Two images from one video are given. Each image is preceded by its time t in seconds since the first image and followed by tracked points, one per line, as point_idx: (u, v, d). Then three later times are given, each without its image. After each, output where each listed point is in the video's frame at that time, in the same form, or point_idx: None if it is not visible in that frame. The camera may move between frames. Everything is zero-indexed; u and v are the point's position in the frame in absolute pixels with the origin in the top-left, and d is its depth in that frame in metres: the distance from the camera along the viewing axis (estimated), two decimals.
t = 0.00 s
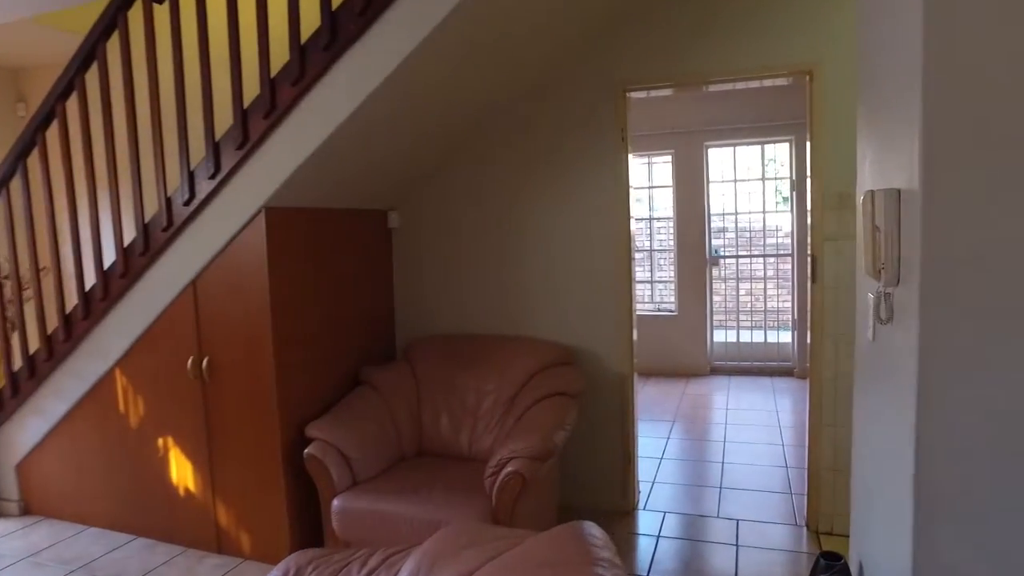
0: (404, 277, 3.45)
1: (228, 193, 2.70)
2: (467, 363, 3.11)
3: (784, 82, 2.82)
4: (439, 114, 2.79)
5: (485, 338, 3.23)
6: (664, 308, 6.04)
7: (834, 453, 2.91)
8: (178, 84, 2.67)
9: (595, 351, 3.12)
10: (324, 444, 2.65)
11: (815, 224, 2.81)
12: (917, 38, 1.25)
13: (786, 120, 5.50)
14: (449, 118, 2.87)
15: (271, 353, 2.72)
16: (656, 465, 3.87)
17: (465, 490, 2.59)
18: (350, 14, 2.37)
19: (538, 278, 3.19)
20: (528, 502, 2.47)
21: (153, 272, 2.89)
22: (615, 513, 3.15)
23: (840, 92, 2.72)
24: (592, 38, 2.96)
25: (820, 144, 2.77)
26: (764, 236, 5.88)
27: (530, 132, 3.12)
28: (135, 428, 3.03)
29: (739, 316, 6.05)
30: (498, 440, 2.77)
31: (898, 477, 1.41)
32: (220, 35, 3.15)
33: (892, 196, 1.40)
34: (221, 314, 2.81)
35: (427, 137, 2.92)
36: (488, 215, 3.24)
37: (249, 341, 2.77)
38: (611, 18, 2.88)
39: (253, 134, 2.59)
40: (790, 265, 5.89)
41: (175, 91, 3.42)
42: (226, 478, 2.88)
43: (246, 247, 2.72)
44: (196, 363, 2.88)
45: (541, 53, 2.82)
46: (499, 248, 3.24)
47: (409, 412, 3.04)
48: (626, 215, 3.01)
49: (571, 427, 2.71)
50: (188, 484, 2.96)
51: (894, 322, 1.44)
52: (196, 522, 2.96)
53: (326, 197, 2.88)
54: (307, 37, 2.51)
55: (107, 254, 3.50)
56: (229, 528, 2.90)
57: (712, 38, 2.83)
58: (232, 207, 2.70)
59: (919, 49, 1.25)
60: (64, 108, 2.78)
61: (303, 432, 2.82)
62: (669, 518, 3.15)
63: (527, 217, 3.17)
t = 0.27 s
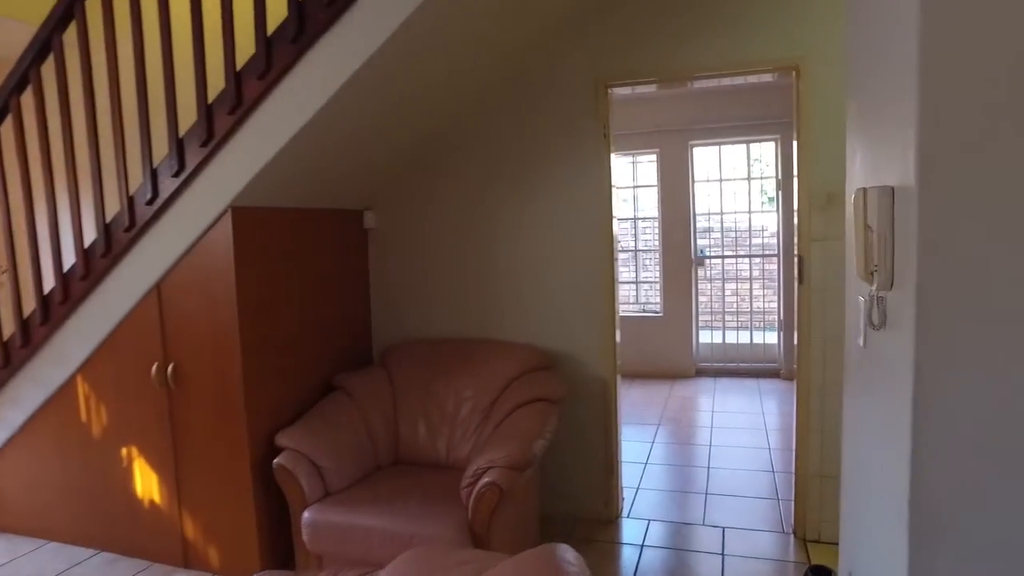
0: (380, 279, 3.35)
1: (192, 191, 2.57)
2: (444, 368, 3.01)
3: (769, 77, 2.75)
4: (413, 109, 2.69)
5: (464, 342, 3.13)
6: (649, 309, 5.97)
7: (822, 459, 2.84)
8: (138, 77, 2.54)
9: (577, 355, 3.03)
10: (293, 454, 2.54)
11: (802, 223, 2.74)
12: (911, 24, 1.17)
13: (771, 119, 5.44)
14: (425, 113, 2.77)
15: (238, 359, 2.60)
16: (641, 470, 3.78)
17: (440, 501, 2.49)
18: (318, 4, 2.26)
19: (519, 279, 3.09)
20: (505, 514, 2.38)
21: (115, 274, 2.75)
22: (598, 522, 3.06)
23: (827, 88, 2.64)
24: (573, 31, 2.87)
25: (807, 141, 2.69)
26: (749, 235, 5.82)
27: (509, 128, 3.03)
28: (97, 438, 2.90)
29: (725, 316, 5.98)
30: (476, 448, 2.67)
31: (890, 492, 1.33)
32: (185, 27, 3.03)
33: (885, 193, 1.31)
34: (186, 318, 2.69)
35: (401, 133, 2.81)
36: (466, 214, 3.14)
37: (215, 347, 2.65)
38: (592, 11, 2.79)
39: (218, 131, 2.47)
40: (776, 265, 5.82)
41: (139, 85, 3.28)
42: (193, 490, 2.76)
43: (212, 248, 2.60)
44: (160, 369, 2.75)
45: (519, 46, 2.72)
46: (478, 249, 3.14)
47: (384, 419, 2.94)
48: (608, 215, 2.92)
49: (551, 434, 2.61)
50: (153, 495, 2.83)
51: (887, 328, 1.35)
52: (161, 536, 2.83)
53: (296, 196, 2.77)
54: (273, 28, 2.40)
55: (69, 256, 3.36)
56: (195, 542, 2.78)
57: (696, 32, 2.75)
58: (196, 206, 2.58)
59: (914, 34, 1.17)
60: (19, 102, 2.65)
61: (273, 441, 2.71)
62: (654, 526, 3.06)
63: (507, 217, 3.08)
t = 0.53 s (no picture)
0: (350, 281, 3.21)
1: (145, 189, 2.42)
2: (415, 374, 2.88)
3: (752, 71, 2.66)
4: (382, 103, 2.57)
5: (437, 347, 3.00)
6: (631, 310, 5.87)
7: (807, 466, 2.75)
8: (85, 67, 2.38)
9: (554, 360, 2.92)
10: (252, 468, 2.40)
11: (786, 223, 2.64)
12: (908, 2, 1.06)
13: (754, 118, 5.38)
14: (395, 108, 2.66)
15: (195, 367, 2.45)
16: (621, 477, 3.68)
17: (409, 515, 2.37)
18: None
19: (494, 281, 2.98)
20: (476, 528, 2.27)
21: (63, 277, 2.59)
22: (577, 532, 2.95)
23: (811, 83, 2.55)
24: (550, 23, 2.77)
25: (791, 138, 2.60)
26: (731, 235, 5.75)
27: (484, 125, 2.91)
28: (46, 451, 2.73)
29: (708, 316, 5.90)
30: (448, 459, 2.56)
31: (883, 513, 1.22)
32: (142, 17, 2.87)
33: (876, 188, 1.21)
34: (140, 324, 2.54)
35: (370, 128, 2.69)
36: (439, 214, 3.02)
37: (170, 354, 2.50)
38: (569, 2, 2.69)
39: (171, 126, 2.32)
40: (759, 266, 5.75)
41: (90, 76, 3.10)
42: (148, 505, 2.61)
43: (166, 250, 2.45)
44: (112, 378, 2.59)
45: (494, 38, 2.61)
46: (452, 250, 3.02)
47: (352, 428, 2.81)
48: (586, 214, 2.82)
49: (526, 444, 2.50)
50: (106, 511, 2.68)
51: (879, 335, 1.25)
52: (115, 554, 2.68)
53: (259, 194, 2.64)
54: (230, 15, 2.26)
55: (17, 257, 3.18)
56: (151, 559, 2.63)
57: (676, 24, 2.65)
58: (148, 205, 2.43)
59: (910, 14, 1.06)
60: None
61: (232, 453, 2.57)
62: (634, 536, 2.96)
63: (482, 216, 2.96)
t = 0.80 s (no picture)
0: (322, 283, 3.08)
1: (97, 188, 2.25)
2: (389, 381, 2.75)
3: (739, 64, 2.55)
4: (351, 95, 2.44)
5: (411, 352, 2.87)
6: (618, 312, 5.76)
7: (797, 475, 2.63)
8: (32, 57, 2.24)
9: (534, 365, 2.80)
10: (211, 482, 2.26)
11: (775, 222, 2.53)
12: None
13: (742, 115, 5.29)
14: (366, 100, 2.54)
15: (150, 375, 2.30)
16: (606, 485, 3.55)
17: (378, 531, 2.24)
18: None
19: (471, 283, 2.85)
20: (448, 545, 2.14)
21: (11, 280, 2.43)
22: (558, 545, 2.82)
23: (801, 75, 2.44)
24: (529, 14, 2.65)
25: (780, 133, 2.48)
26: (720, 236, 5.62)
27: (461, 119, 2.79)
28: None
29: (696, 317, 5.79)
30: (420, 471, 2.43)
31: (880, 540, 1.10)
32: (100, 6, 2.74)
33: (875, 182, 1.09)
34: (93, 329, 2.39)
35: (339, 122, 2.57)
36: (415, 213, 2.89)
37: (125, 362, 2.35)
38: None
39: (123, 118, 2.15)
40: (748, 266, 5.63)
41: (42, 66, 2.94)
42: (103, 521, 2.46)
43: (119, 250, 2.30)
44: (64, 387, 2.44)
45: (470, 27, 2.50)
46: (428, 251, 2.90)
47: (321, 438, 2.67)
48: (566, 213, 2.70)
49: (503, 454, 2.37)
50: (58, 528, 2.52)
51: (876, 343, 1.13)
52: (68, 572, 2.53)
53: (221, 192, 2.50)
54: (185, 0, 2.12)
55: None
56: None
57: (660, 14, 2.55)
58: (98, 203, 2.27)
59: None
60: None
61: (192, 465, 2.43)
62: (618, 548, 2.83)
63: (459, 215, 2.83)
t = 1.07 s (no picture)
0: (295, 285, 2.95)
1: (47, 184, 2.11)
2: (363, 387, 2.62)
3: (729, 54, 2.43)
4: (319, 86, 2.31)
5: (387, 356, 2.74)
6: (608, 313, 5.65)
7: (790, 485, 2.51)
8: None
9: (515, 370, 2.67)
10: (170, 496, 2.12)
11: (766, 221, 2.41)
12: None
13: (734, 112, 5.18)
14: (336, 91, 2.41)
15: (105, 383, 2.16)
16: (594, 493, 3.43)
17: (347, 548, 2.11)
18: None
19: (449, 284, 2.73)
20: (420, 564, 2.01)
21: None
22: (542, 558, 2.70)
23: (793, 66, 2.33)
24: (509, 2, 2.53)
25: (771, 127, 2.37)
26: (710, 234, 5.54)
27: (438, 113, 2.67)
28: None
29: (688, 318, 5.67)
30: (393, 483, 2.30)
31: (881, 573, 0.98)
32: None
33: (875, 172, 0.96)
34: (46, 334, 2.25)
35: (308, 115, 2.44)
36: (390, 211, 2.76)
37: (78, 369, 2.21)
38: None
39: (74, 110, 2.00)
40: (740, 266, 5.52)
41: None
42: (57, 537, 2.32)
43: (72, 251, 2.16)
44: (15, 395, 2.29)
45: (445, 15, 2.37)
46: (405, 250, 2.77)
47: (291, 447, 2.54)
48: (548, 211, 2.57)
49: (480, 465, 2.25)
50: (10, 545, 2.38)
51: (876, 354, 1.01)
52: None
53: (184, 189, 2.37)
54: None
55: None
56: None
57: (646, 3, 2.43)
58: (48, 200, 2.13)
59: None
60: None
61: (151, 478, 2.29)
62: (604, 561, 2.70)
63: (436, 214, 2.71)
